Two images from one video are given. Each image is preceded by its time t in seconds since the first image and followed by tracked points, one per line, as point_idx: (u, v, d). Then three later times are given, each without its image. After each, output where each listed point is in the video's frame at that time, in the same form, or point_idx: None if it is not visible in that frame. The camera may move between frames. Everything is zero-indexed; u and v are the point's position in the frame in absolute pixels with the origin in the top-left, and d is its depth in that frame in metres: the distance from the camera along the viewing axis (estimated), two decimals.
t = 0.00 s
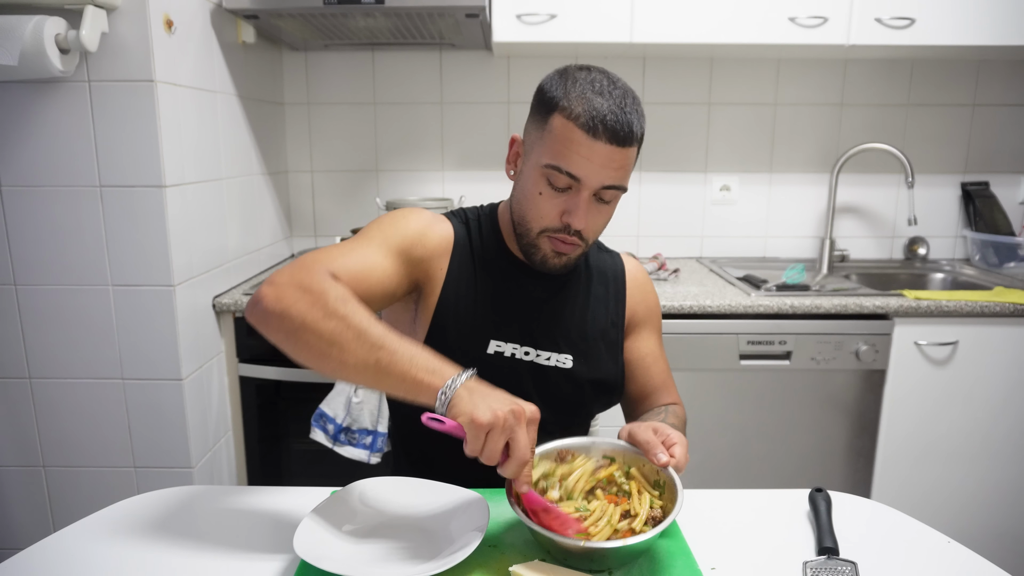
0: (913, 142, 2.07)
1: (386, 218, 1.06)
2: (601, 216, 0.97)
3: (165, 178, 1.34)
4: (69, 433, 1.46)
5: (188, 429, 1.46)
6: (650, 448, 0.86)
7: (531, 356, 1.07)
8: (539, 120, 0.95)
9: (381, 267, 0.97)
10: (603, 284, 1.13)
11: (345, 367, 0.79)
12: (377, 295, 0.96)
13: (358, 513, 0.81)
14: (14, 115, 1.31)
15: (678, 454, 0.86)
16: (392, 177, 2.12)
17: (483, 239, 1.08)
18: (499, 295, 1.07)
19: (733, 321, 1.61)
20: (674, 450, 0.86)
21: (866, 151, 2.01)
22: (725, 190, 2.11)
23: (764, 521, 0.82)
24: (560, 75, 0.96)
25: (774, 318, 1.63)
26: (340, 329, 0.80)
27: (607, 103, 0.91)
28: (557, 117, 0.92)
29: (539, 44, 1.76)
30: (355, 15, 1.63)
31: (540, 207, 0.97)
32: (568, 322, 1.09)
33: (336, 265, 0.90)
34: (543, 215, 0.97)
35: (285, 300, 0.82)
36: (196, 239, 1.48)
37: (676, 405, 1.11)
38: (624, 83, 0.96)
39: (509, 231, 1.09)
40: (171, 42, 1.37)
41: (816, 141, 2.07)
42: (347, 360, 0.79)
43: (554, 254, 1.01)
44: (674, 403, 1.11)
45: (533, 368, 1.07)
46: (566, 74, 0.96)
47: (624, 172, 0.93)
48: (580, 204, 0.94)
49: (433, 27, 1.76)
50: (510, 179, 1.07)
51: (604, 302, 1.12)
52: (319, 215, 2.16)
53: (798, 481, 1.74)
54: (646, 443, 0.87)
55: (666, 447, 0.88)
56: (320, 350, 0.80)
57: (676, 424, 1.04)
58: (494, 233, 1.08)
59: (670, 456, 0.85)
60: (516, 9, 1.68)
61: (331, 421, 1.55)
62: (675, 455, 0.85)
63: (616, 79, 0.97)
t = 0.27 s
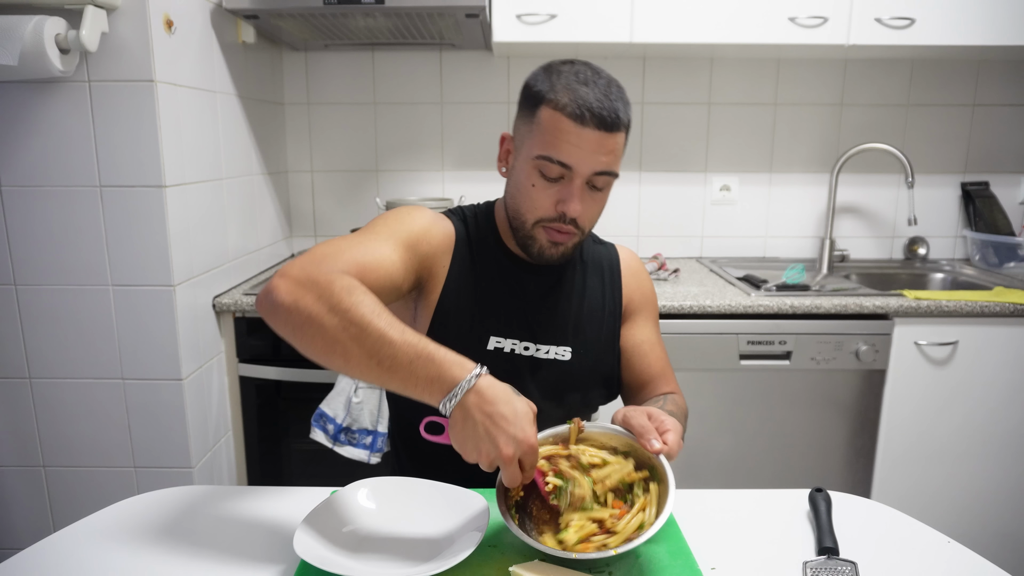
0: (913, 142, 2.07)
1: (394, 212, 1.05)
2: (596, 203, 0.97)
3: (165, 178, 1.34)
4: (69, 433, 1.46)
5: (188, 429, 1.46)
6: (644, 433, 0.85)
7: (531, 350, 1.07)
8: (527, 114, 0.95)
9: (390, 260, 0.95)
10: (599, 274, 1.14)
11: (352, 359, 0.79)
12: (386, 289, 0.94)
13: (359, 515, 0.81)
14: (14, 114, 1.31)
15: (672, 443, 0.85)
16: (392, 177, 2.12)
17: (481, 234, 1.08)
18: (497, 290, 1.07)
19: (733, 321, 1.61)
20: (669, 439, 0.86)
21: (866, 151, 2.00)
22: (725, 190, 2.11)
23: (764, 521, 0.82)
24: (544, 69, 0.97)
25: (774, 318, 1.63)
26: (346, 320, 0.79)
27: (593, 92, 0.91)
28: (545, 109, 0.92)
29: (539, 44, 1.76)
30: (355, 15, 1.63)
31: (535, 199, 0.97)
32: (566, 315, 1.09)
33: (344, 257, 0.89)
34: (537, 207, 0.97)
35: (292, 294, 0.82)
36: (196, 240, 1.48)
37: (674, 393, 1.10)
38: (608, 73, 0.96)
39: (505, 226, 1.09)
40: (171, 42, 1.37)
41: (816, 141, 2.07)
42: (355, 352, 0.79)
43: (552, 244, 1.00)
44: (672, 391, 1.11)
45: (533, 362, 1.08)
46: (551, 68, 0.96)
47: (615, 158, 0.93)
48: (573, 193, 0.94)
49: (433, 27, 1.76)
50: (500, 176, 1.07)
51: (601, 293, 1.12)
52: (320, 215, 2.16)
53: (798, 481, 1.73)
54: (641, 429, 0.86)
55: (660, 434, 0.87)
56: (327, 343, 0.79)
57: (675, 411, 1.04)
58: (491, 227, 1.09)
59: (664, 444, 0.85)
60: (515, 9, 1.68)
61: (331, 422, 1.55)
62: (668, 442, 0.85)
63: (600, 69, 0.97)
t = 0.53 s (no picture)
0: (913, 142, 2.07)
1: (376, 222, 1.06)
2: (581, 194, 0.98)
3: (165, 178, 1.34)
4: (69, 433, 1.46)
5: (188, 429, 1.46)
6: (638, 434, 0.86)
7: (526, 350, 1.07)
8: (503, 113, 0.95)
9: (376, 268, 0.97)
10: (590, 272, 1.14)
11: (346, 363, 0.79)
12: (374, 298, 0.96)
13: (359, 514, 0.81)
14: (14, 114, 1.31)
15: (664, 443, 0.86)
16: (392, 177, 2.12)
17: (469, 236, 1.08)
18: (491, 291, 1.07)
19: (733, 321, 1.61)
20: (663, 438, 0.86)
21: (866, 151, 2.00)
22: (725, 190, 2.11)
23: (764, 521, 0.82)
24: (516, 66, 0.97)
25: (773, 318, 1.63)
26: (336, 326, 0.80)
27: (567, 84, 0.92)
28: (519, 106, 0.92)
29: (539, 44, 1.76)
30: (355, 15, 1.63)
31: (519, 196, 0.97)
32: (559, 314, 1.09)
33: (330, 270, 0.90)
34: (522, 204, 0.98)
35: (280, 306, 0.82)
36: (196, 240, 1.48)
37: (672, 387, 1.11)
38: (580, 65, 0.97)
39: (494, 227, 1.09)
40: (171, 42, 1.37)
41: (816, 141, 2.07)
42: (348, 356, 0.79)
43: (540, 241, 1.01)
44: (670, 384, 1.12)
45: (529, 362, 1.08)
46: (522, 65, 0.96)
47: (594, 147, 0.94)
48: (556, 185, 0.95)
49: (433, 27, 1.76)
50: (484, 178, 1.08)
51: (593, 291, 1.12)
52: (319, 215, 2.16)
53: (799, 481, 1.73)
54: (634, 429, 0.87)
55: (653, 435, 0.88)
56: (320, 350, 0.79)
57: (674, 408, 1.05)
58: (479, 229, 1.09)
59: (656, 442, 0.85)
60: (515, 9, 1.68)
61: (331, 421, 1.55)
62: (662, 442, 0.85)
63: (572, 62, 0.97)
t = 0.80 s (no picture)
0: (913, 142, 2.07)
1: (371, 230, 1.04)
2: (567, 196, 0.97)
3: (165, 178, 1.34)
4: (69, 433, 1.46)
5: (188, 429, 1.46)
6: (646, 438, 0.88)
7: (520, 352, 1.07)
8: (485, 117, 0.95)
9: (378, 282, 0.95)
10: (584, 271, 1.13)
11: (359, 384, 0.76)
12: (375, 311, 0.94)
13: (359, 514, 0.81)
14: (14, 114, 1.31)
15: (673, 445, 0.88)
16: (392, 177, 2.12)
17: (462, 239, 1.09)
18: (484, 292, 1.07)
19: (732, 321, 1.61)
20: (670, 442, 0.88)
21: (866, 151, 2.00)
22: (725, 190, 2.11)
23: (764, 521, 0.82)
24: (496, 69, 0.97)
25: (773, 318, 1.63)
26: (350, 345, 0.77)
27: (547, 84, 0.91)
28: (501, 110, 0.92)
29: (539, 44, 1.76)
30: (355, 15, 1.63)
31: (505, 200, 0.97)
32: (553, 315, 1.09)
33: (337, 286, 0.88)
34: (510, 208, 0.98)
35: (291, 322, 0.79)
36: (196, 240, 1.48)
37: (675, 383, 1.11)
38: (558, 62, 0.96)
39: (483, 229, 1.09)
40: (171, 42, 1.37)
41: (816, 141, 2.07)
42: (362, 378, 0.76)
43: (528, 245, 1.01)
44: (673, 381, 1.12)
45: (523, 364, 1.08)
46: (503, 67, 0.96)
47: (579, 149, 0.93)
48: (542, 188, 0.94)
49: (433, 27, 1.76)
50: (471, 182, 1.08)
51: (587, 290, 1.12)
52: (319, 214, 2.16)
53: (799, 481, 1.73)
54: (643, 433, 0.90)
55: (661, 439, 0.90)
56: (332, 369, 0.77)
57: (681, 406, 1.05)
58: (470, 232, 1.09)
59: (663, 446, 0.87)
60: (515, 9, 1.68)
61: (331, 421, 1.56)
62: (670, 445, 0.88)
63: (550, 60, 0.97)
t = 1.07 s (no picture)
0: (913, 142, 2.07)
1: (368, 231, 1.05)
2: (578, 201, 0.97)
3: (165, 178, 1.34)
4: (69, 433, 1.46)
5: (188, 429, 1.46)
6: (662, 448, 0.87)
7: (525, 357, 1.07)
8: (499, 119, 0.95)
9: (370, 280, 0.97)
10: (589, 276, 1.14)
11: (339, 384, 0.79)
12: (368, 311, 0.96)
13: (359, 514, 0.81)
14: (14, 114, 1.31)
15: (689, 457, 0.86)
16: (392, 177, 2.12)
17: (466, 244, 1.08)
18: (489, 297, 1.07)
19: (732, 321, 1.62)
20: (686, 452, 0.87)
21: (866, 151, 2.00)
22: (725, 190, 2.11)
23: (764, 521, 0.82)
24: (509, 70, 0.97)
25: (773, 318, 1.64)
26: (329, 345, 0.80)
27: (563, 88, 0.92)
28: (516, 112, 0.92)
29: (539, 44, 1.76)
30: (355, 15, 1.63)
31: (517, 203, 0.97)
32: (558, 320, 1.09)
33: (326, 286, 0.91)
34: (520, 212, 0.97)
35: (273, 323, 0.82)
36: (196, 240, 1.48)
37: (680, 389, 1.11)
38: (573, 66, 0.97)
39: (490, 233, 1.09)
40: (171, 42, 1.37)
41: (816, 141, 2.07)
42: (341, 377, 0.79)
43: (538, 249, 1.00)
44: (677, 386, 1.12)
45: (528, 368, 1.07)
46: (515, 68, 0.96)
47: (592, 154, 0.94)
48: (556, 193, 0.94)
49: (433, 27, 1.76)
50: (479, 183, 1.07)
51: (592, 295, 1.12)
52: (319, 214, 2.16)
53: (799, 482, 1.73)
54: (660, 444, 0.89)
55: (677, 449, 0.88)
56: (312, 369, 0.80)
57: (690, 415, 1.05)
58: (475, 236, 1.09)
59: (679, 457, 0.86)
60: (515, 9, 1.68)
61: (331, 421, 1.56)
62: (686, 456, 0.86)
63: (564, 63, 0.97)
